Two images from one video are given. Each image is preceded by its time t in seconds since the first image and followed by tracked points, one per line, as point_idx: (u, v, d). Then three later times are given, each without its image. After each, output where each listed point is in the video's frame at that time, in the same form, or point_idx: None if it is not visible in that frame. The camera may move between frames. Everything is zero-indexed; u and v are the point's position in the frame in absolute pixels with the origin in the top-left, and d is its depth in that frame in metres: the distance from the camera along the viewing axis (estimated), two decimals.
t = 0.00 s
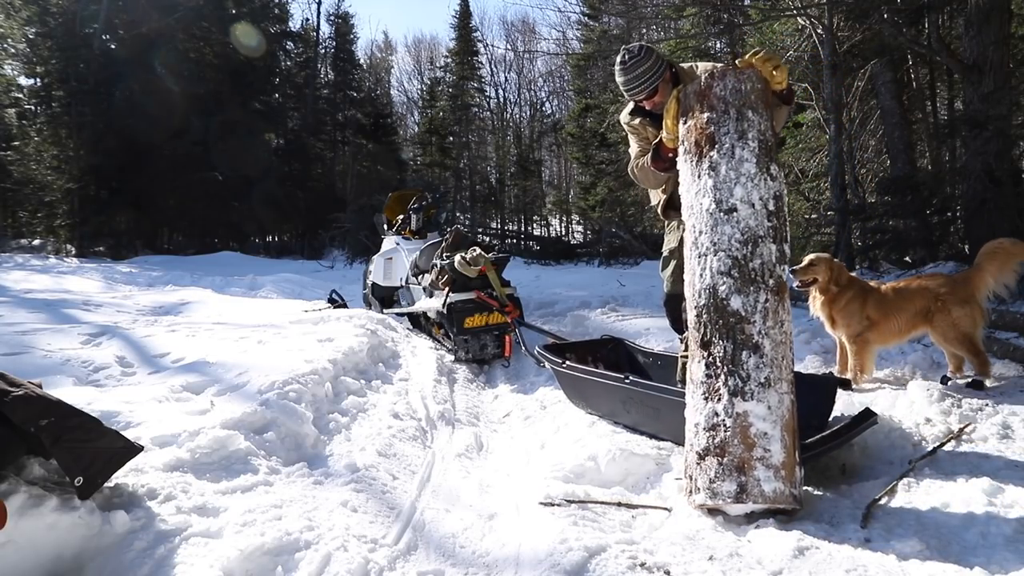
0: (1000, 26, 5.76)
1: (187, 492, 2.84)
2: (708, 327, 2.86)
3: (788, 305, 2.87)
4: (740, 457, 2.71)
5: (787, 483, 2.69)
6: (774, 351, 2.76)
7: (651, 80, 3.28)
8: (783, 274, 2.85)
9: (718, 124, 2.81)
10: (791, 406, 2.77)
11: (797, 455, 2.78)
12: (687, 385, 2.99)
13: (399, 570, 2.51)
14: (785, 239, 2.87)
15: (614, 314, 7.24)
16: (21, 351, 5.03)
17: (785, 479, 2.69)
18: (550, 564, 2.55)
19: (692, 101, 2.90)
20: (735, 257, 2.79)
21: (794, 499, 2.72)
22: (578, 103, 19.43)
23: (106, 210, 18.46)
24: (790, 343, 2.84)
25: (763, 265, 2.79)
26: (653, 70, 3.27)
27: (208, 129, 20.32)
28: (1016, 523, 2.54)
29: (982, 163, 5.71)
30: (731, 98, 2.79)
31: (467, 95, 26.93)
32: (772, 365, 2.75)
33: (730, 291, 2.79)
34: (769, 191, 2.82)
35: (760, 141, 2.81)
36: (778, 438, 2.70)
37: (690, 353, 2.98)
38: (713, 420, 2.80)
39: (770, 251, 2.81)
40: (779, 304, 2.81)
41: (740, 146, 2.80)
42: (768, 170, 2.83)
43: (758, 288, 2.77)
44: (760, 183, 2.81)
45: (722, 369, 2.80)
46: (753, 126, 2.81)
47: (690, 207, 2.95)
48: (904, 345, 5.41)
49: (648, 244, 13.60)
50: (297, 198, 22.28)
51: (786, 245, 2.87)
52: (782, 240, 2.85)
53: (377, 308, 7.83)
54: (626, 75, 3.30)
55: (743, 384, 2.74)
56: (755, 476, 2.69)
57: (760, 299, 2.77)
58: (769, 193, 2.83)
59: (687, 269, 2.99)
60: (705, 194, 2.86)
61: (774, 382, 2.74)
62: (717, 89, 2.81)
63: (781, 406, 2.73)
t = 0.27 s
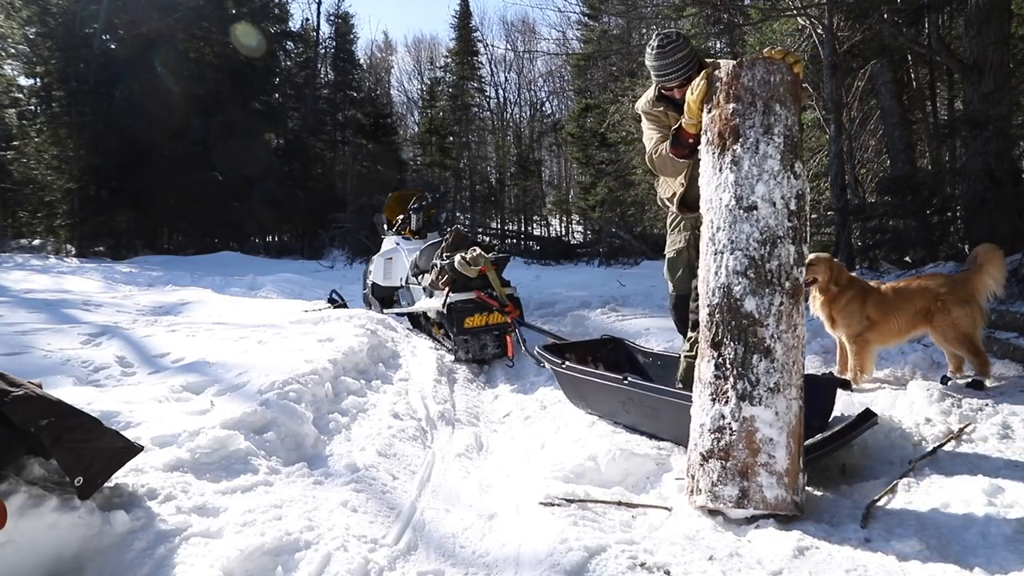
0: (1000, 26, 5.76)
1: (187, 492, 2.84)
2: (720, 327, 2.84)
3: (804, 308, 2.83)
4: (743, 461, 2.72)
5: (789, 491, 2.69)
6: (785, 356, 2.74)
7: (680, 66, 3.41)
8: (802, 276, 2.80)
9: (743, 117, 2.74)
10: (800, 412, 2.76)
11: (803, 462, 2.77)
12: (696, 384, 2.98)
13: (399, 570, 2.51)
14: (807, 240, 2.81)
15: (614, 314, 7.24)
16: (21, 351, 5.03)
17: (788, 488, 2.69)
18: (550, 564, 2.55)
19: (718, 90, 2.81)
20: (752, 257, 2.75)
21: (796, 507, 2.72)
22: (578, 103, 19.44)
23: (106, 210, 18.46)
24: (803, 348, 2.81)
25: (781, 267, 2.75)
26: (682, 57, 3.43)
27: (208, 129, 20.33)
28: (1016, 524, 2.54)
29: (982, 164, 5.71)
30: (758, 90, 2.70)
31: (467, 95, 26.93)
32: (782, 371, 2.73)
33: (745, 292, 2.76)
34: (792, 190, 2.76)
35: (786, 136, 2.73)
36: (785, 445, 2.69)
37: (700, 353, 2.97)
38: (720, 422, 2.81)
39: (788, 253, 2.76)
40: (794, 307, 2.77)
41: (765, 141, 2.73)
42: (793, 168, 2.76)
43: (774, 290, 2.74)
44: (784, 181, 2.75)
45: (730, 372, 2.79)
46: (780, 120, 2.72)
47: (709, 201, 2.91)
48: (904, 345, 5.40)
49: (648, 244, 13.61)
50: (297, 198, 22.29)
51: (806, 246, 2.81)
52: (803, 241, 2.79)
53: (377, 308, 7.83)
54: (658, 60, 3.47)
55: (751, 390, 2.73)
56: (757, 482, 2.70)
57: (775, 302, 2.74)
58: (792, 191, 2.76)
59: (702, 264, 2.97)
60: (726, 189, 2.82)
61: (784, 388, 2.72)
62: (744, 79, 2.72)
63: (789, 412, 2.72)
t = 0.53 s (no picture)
0: (1000, 26, 5.76)
1: (187, 492, 2.84)
2: (718, 328, 2.83)
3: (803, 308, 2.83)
4: (743, 464, 2.72)
5: (788, 493, 2.71)
6: (785, 358, 2.74)
7: (700, 66, 3.56)
8: (801, 276, 2.80)
9: (741, 114, 2.74)
10: (798, 413, 2.76)
11: (801, 463, 2.78)
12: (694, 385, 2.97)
13: (399, 570, 2.51)
14: (805, 239, 2.81)
15: (614, 314, 7.24)
16: (21, 351, 5.03)
17: (788, 490, 2.71)
18: (550, 564, 2.55)
19: (716, 87, 2.81)
20: (751, 258, 2.75)
21: (796, 508, 2.74)
22: (578, 103, 19.44)
23: (106, 210, 18.46)
24: (801, 349, 2.81)
25: (779, 267, 2.75)
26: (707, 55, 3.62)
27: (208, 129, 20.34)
28: (1015, 523, 2.54)
29: (982, 164, 5.71)
30: (757, 86, 2.71)
31: (467, 95, 26.96)
32: (781, 373, 2.73)
33: (744, 294, 2.75)
34: (791, 188, 2.76)
35: (785, 133, 2.74)
36: (783, 447, 2.70)
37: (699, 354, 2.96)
38: (719, 425, 2.81)
39: (787, 253, 2.75)
40: (793, 307, 2.77)
41: (763, 139, 2.73)
42: (791, 166, 2.76)
43: (773, 291, 2.73)
44: (782, 179, 2.74)
45: (730, 374, 2.78)
46: (779, 118, 2.73)
47: (708, 198, 2.90)
48: (904, 345, 5.40)
49: (648, 244, 13.62)
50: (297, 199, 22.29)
51: (805, 245, 2.81)
52: (802, 241, 2.79)
53: (377, 308, 7.83)
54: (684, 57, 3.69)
55: (750, 393, 2.73)
56: (757, 485, 2.71)
57: (774, 304, 2.73)
58: (791, 190, 2.76)
59: (701, 263, 2.96)
60: (724, 187, 2.82)
61: (783, 390, 2.72)
62: (743, 75, 2.71)
63: (787, 414, 2.72)
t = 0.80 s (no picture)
0: (1000, 26, 5.76)
1: (187, 492, 2.84)
2: (719, 328, 2.83)
3: (803, 308, 2.83)
4: (743, 465, 2.73)
5: (788, 493, 2.71)
6: (785, 358, 2.74)
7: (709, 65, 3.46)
8: (801, 276, 2.80)
9: (741, 113, 2.73)
10: (798, 414, 2.76)
11: (801, 464, 2.79)
12: (694, 385, 2.97)
13: (399, 570, 2.51)
14: (806, 239, 2.81)
15: (614, 314, 7.24)
16: (21, 351, 5.03)
17: (788, 490, 2.71)
18: (550, 564, 2.55)
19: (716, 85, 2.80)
20: (752, 258, 2.75)
21: (797, 507, 2.74)
22: (578, 103, 19.44)
23: (106, 210, 18.45)
24: (802, 349, 2.81)
25: (780, 267, 2.74)
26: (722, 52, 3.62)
27: (208, 129, 20.34)
28: (1015, 523, 2.54)
29: (982, 164, 5.71)
30: (757, 85, 2.70)
31: (467, 95, 26.98)
32: (781, 373, 2.73)
33: (744, 294, 2.75)
34: (792, 188, 2.76)
35: (787, 132, 2.73)
36: (783, 448, 2.70)
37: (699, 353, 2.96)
38: (719, 425, 2.81)
39: (788, 253, 2.76)
40: (794, 307, 2.77)
41: (765, 139, 2.73)
42: (792, 166, 2.76)
43: (773, 291, 2.73)
44: (783, 179, 2.75)
45: (730, 375, 2.78)
46: (780, 117, 2.72)
47: (709, 198, 2.90)
48: (904, 345, 5.41)
49: (648, 244, 13.62)
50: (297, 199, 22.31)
51: (806, 245, 2.81)
52: (803, 241, 2.79)
53: (377, 308, 7.83)
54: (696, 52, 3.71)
55: (751, 393, 2.73)
56: (757, 485, 2.71)
57: (774, 304, 2.73)
58: (792, 189, 2.76)
59: (701, 263, 2.95)
60: (724, 187, 2.82)
61: (783, 390, 2.72)
62: (744, 74, 2.71)
63: (788, 414, 2.73)
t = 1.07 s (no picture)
0: (1001, 26, 5.76)
1: (186, 492, 2.84)
2: (718, 329, 2.83)
3: (804, 309, 2.82)
4: (740, 467, 2.73)
5: (786, 495, 2.71)
6: (785, 359, 2.74)
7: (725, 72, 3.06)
8: (801, 277, 2.79)
9: (743, 111, 2.74)
10: (797, 415, 2.76)
11: (799, 466, 2.78)
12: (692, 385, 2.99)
13: (399, 570, 2.51)
14: (807, 239, 2.81)
15: (614, 314, 7.24)
16: (21, 351, 5.03)
17: (784, 489, 2.71)
18: (550, 564, 2.55)
19: (717, 81, 2.81)
20: (751, 259, 2.75)
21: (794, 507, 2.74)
22: (578, 103, 19.45)
23: (106, 210, 18.45)
24: (801, 350, 2.81)
25: (780, 268, 2.74)
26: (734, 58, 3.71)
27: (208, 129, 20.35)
28: (1016, 524, 2.54)
29: (982, 164, 5.71)
30: (759, 83, 2.70)
31: (467, 95, 26.99)
32: (780, 375, 2.73)
33: (743, 294, 2.75)
34: (793, 188, 2.76)
35: (788, 131, 2.73)
36: (781, 450, 2.70)
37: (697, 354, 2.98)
38: (717, 426, 2.81)
39: (789, 253, 2.75)
40: (794, 308, 2.77)
41: (766, 137, 2.72)
42: (794, 165, 2.76)
43: (773, 292, 2.73)
44: (784, 178, 2.74)
45: (729, 376, 2.79)
46: (782, 115, 2.72)
47: (709, 195, 2.91)
48: (904, 345, 5.41)
49: (648, 244, 13.62)
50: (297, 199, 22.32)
51: (807, 246, 2.81)
52: (803, 241, 2.79)
53: (377, 307, 7.83)
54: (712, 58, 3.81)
55: (748, 394, 2.73)
56: (755, 486, 2.71)
57: (774, 305, 2.73)
58: (793, 189, 2.76)
59: (701, 263, 2.96)
60: (722, 185, 2.83)
61: (781, 392, 2.72)
62: (746, 71, 2.71)
63: (786, 416, 2.72)
